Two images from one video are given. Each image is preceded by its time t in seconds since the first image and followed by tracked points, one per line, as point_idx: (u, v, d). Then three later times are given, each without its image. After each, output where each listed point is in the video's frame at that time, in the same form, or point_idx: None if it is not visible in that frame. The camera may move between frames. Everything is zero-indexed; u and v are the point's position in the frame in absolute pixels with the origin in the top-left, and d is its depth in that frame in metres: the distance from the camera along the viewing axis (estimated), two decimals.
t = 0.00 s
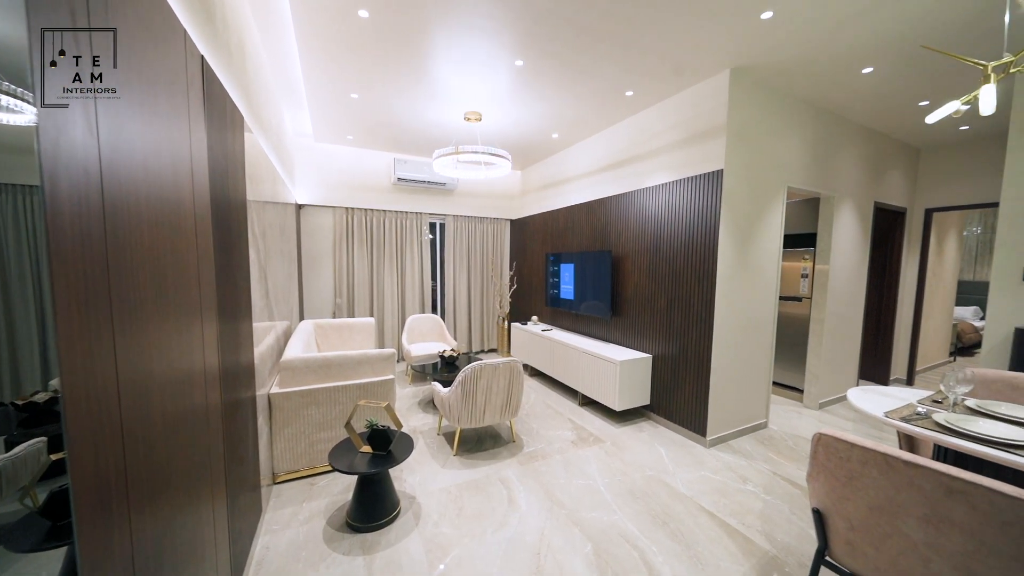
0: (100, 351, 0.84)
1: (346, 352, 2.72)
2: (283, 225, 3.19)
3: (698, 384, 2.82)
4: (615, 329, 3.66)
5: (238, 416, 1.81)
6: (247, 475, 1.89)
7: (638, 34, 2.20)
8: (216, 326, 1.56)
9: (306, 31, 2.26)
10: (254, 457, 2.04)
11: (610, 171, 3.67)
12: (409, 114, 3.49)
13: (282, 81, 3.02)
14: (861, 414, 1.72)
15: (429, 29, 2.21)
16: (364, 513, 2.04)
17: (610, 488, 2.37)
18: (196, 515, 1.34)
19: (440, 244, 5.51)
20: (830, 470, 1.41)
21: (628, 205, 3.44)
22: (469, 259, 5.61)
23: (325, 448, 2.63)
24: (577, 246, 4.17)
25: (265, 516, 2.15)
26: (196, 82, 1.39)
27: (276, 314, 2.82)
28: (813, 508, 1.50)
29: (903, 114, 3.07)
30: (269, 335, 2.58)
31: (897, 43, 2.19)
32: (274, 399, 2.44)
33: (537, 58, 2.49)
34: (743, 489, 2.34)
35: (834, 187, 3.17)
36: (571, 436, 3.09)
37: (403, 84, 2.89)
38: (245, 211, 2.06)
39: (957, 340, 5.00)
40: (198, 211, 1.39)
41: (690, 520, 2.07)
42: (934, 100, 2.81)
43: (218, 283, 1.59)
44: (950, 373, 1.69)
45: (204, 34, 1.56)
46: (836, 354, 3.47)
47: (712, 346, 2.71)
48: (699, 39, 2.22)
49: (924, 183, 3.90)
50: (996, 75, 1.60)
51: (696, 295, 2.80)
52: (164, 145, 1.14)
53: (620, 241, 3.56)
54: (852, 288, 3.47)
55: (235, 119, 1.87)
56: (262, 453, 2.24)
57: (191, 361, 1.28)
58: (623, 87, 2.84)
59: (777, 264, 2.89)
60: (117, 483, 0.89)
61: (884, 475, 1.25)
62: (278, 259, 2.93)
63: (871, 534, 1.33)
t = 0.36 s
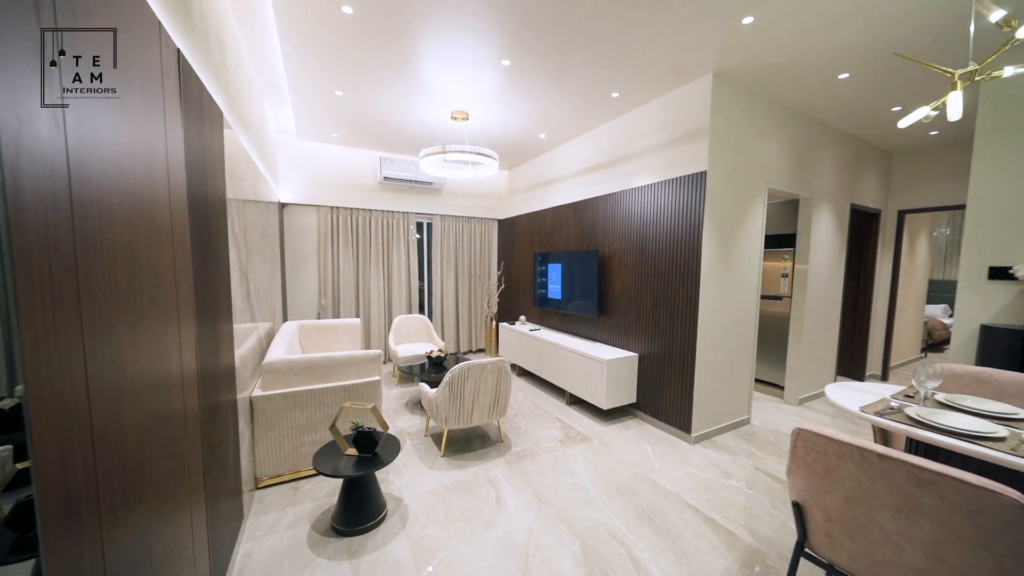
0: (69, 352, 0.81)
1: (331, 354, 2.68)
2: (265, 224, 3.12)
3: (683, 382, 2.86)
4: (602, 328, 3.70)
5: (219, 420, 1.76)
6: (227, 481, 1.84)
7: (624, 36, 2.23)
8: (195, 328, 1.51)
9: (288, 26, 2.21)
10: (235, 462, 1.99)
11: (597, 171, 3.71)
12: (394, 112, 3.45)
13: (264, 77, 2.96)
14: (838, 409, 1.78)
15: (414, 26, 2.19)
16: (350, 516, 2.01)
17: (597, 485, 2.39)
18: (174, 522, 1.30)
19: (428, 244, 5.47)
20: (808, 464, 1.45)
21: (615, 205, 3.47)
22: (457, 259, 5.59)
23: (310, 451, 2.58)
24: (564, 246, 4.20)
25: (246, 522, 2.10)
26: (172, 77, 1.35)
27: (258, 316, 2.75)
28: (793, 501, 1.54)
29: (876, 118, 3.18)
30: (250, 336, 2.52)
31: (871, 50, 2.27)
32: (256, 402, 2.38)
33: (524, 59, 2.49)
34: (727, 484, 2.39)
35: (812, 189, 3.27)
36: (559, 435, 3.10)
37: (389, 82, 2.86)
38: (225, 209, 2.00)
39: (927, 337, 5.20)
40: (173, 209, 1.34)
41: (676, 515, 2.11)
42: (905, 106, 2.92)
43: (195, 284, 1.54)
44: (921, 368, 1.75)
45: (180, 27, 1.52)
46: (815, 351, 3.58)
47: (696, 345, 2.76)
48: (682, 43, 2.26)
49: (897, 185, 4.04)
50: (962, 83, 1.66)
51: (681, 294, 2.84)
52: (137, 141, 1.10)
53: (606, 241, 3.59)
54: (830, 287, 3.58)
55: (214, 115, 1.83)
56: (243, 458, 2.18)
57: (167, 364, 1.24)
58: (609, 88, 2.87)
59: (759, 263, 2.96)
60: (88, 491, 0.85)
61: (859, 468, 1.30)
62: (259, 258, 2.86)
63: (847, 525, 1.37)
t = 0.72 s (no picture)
0: (32, 353, 0.77)
1: (315, 355, 2.63)
2: (246, 223, 3.04)
3: (668, 380, 2.91)
4: (589, 328, 3.73)
5: (197, 425, 1.72)
6: (206, 487, 1.79)
7: (609, 39, 2.25)
8: (171, 330, 1.46)
9: (269, 20, 2.15)
10: (214, 467, 1.94)
11: (584, 172, 3.74)
12: (380, 110, 3.41)
13: (244, 72, 2.89)
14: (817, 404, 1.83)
15: (398, 25, 2.18)
16: (335, 521, 1.98)
17: (584, 484, 2.40)
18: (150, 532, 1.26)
19: (415, 244, 5.43)
20: (787, 458, 1.49)
21: (601, 206, 3.50)
22: (444, 259, 5.56)
23: (293, 456, 2.53)
24: (551, 247, 4.21)
25: (226, 530, 2.04)
26: (147, 71, 1.30)
27: (238, 317, 2.68)
28: (774, 495, 1.58)
29: (852, 123, 3.29)
30: (231, 338, 2.46)
31: (845, 57, 2.34)
32: (237, 406, 2.32)
33: (510, 60, 2.50)
34: (710, 480, 2.43)
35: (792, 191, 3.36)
36: (547, 434, 3.12)
37: (374, 81, 2.83)
38: (204, 208, 1.95)
39: (900, 334, 5.40)
40: (148, 207, 1.29)
41: (661, 512, 2.14)
42: (878, 111, 3.03)
43: (172, 285, 1.49)
44: (893, 364, 1.82)
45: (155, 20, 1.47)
46: (794, 349, 3.68)
47: (681, 343, 2.80)
48: (666, 47, 2.31)
49: (871, 188, 4.19)
50: (930, 91, 1.72)
51: (665, 293, 2.89)
52: (109, 136, 1.06)
53: (593, 241, 3.62)
54: (809, 286, 3.69)
55: (192, 111, 1.78)
56: (223, 464, 2.12)
57: (140, 368, 1.20)
58: (595, 90, 2.90)
59: (740, 263, 3.04)
60: (54, 502, 0.81)
61: (834, 462, 1.34)
62: (240, 258, 2.79)
63: (824, 517, 1.42)
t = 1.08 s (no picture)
0: None
1: (298, 357, 2.58)
2: (226, 221, 2.97)
3: (653, 378, 2.95)
4: (576, 327, 3.75)
5: (174, 429, 1.67)
6: (183, 494, 1.74)
7: (594, 41, 2.27)
8: (145, 334, 1.41)
9: (248, 15, 2.10)
10: (192, 473, 1.88)
11: (571, 173, 3.76)
12: (364, 108, 3.37)
13: (223, 68, 2.82)
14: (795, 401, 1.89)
15: (383, 23, 2.16)
16: (319, 526, 1.94)
17: (571, 483, 2.42)
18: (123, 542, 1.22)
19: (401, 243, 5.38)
20: (768, 453, 1.53)
21: (587, 206, 3.53)
22: (431, 259, 5.52)
23: (275, 460, 2.47)
24: (538, 247, 4.23)
25: (204, 538, 1.98)
26: (120, 65, 1.26)
27: (217, 319, 2.61)
28: (755, 490, 1.62)
29: (828, 128, 3.40)
30: (209, 340, 2.39)
31: (821, 63, 2.42)
32: (216, 410, 2.25)
33: (496, 60, 2.50)
34: (695, 476, 2.48)
35: (771, 193, 3.45)
36: (534, 434, 3.12)
37: (358, 78, 2.80)
38: (181, 206, 1.89)
39: (874, 332, 5.60)
40: (120, 205, 1.25)
41: (647, 508, 2.16)
42: (853, 117, 3.14)
43: (147, 285, 1.44)
44: (868, 360, 1.88)
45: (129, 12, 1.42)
46: (775, 346, 3.78)
47: (666, 342, 2.84)
48: (650, 50, 2.34)
49: (847, 190, 4.34)
50: (900, 97, 1.79)
51: (650, 292, 2.93)
52: (79, 129, 1.02)
53: (579, 241, 3.65)
54: (788, 285, 3.80)
55: (168, 106, 1.73)
56: (202, 470, 2.06)
57: (112, 372, 1.16)
58: (581, 91, 2.92)
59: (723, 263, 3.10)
60: (17, 514, 0.78)
61: (812, 456, 1.37)
62: (220, 258, 2.71)
63: (803, 509, 1.46)
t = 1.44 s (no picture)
0: None
1: (280, 360, 2.52)
2: (204, 220, 2.88)
3: (638, 377, 2.99)
4: (563, 327, 3.78)
5: (149, 434, 1.62)
6: (159, 502, 1.68)
7: (580, 43, 2.29)
8: (118, 336, 1.36)
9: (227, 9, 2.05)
10: (168, 480, 1.82)
11: (557, 174, 3.78)
12: (349, 106, 3.33)
13: (201, 63, 2.74)
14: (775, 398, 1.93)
15: (366, 22, 2.14)
16: (302, 531, 1.90)
17: (558, 482, 2.43)
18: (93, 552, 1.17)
19: (387, 243, 5.32)
20: (749, 449, 1.56)
21: (574, 207, 3.55)
22: (418, 259, 5.48)
23: (256, 466, 2.41)
24: (525, 247, 4.24)
25: (181, 547, 1.91)
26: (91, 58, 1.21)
27: (195, 321, 2.53)
28: (737, 486, 1.65)
29: (806, 132, 3.50)
30: (186, 343, 2.32)
31: (799, 69, 2.49)
32: (193, 415, 2.18)
33: (482, 60, 2.50)
34: (680, 473, 2.52)
35: (752, 195, 3.54)
36: (522, 434, 3.13)
37: (342, 76, 2.76)
38: (156, 204, 1.84)
39: (850, 330, 5.80)
40: (90, 202, 1.20)
41: (633, 506, 2.19)
42: (829, 121, 3.24)
43: (119, 286, 1.39)
44: (843, 357, 1.95)
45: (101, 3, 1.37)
46: (756, 344, 3.88)
47: (651, 341, 2.89)
48: (634, 53, 2.37)
49: (824, 193, 4.47)
50: (873, 104, 1.85)
51: (636, 292, 2.96)
52: (44, 125, 0.97)
53: (566, 241, 3.67)
54: (769, 285, 3.90)
55: (143, 100, 1.67)
56: (179, 477, 1.99)
57: (82, 376, 1.12)
58: (567, 93, 2.93)
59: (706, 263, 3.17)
60: None
61: (791, 452, 1.41)
62: (198, 258, 2.64)
63: (783, 504, 1.49)
